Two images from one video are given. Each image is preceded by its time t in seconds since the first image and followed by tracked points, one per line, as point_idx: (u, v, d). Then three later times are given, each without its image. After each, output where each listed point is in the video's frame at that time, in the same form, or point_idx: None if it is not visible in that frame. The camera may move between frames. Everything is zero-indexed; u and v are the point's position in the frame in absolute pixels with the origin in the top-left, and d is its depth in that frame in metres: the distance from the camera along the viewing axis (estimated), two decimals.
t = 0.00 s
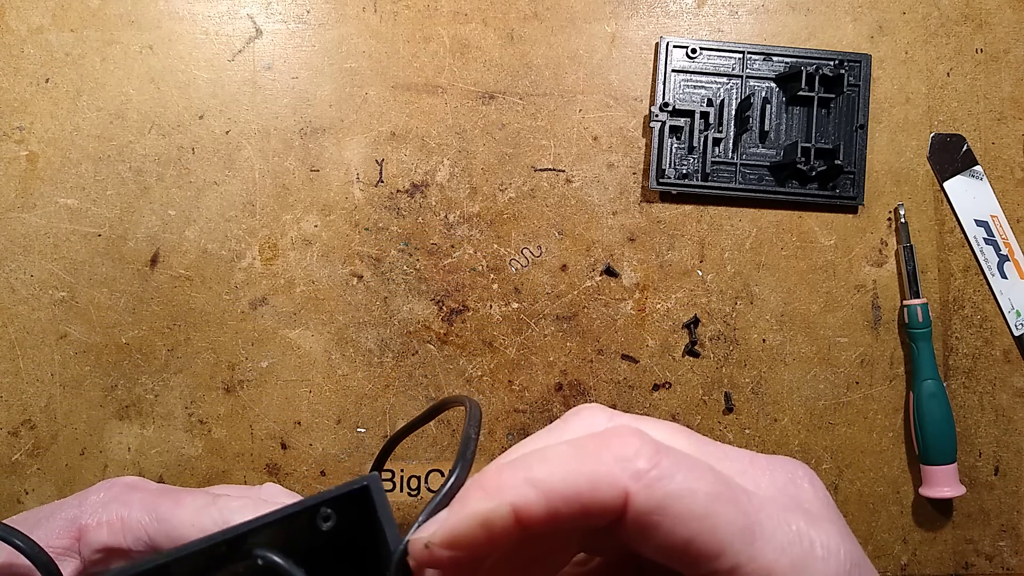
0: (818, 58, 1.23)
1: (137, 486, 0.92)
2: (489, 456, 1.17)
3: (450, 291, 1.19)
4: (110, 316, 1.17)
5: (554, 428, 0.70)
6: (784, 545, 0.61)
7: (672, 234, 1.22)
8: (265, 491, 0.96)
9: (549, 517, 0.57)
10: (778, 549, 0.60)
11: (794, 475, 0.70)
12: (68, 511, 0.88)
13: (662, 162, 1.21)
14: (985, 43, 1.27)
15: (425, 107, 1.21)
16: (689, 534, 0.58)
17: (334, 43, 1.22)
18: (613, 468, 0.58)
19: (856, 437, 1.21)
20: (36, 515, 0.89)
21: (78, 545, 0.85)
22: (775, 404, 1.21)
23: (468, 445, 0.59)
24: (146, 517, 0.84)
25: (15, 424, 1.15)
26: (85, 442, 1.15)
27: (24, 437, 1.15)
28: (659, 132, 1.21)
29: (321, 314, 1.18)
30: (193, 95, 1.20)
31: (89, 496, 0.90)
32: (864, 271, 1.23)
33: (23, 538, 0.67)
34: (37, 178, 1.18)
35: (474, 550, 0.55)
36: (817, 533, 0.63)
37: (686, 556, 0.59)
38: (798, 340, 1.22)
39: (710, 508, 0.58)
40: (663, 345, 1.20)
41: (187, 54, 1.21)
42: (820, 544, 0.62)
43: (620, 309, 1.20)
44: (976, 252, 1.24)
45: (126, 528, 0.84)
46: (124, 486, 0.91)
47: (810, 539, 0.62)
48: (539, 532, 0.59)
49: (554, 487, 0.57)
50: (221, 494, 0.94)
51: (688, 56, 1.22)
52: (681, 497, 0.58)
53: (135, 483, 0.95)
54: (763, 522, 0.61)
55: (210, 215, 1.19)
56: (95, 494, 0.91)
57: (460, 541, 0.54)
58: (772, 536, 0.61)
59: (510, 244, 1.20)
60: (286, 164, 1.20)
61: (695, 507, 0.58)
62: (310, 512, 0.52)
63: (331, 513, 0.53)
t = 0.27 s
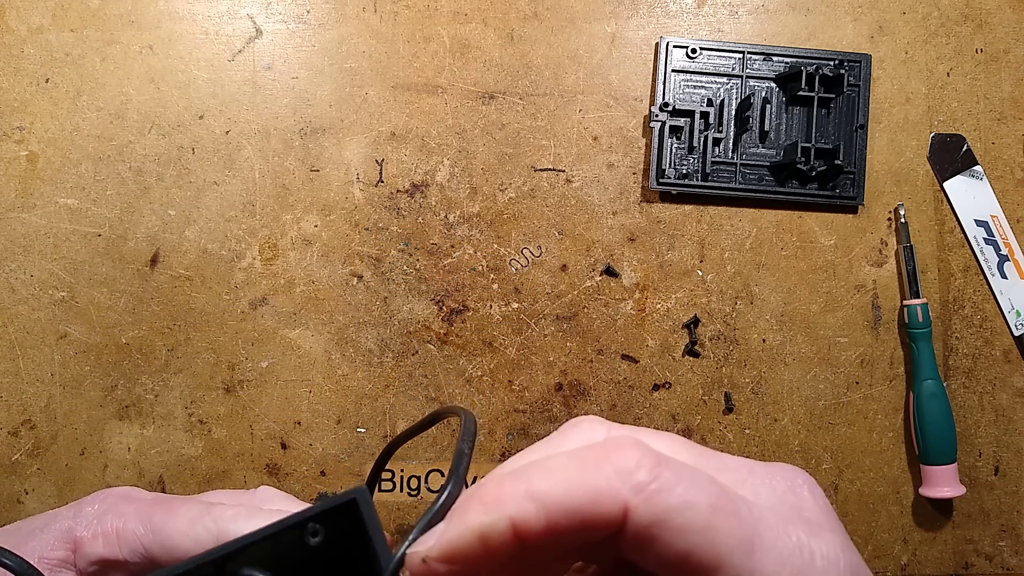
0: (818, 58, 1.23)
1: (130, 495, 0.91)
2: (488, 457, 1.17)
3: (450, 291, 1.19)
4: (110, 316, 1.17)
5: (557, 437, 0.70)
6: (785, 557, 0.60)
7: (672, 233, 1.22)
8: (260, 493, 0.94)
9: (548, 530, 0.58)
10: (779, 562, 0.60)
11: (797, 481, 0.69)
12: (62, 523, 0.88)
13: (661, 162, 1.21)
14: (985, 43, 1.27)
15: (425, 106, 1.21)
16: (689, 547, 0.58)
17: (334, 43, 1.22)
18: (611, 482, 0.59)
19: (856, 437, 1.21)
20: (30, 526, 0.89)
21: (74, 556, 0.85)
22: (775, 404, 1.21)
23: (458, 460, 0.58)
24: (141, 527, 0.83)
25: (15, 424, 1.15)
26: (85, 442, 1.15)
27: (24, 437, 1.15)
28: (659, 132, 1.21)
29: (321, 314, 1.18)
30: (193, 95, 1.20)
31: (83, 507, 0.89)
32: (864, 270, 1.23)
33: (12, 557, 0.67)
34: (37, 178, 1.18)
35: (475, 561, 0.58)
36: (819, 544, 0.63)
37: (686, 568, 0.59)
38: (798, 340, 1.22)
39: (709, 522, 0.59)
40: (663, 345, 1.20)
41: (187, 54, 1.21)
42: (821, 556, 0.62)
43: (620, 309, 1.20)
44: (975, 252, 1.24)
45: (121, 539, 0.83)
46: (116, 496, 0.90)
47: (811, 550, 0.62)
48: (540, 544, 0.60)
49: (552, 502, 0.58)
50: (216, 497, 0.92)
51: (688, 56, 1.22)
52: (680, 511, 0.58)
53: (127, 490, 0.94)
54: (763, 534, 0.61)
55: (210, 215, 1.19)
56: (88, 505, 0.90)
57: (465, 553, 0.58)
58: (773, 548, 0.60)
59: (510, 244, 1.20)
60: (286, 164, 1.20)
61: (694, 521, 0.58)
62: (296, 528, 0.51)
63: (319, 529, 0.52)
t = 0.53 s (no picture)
0: (818, 58, 1.23)
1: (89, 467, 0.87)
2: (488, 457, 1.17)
3: (450, 291, 1.19)
4: (110, 316, 1.17)
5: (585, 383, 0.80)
6: (781, 469, 0.66)
7: (672, 234, 1.22)
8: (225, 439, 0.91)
9: (576, 435, 0.66)
10: (777, 472, 0.66)
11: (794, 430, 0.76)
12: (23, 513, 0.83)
13: (661, 162, 1.21)
14: (985, 43, 1.27)
15: (425, 107, 1.22)
16: (699, 451, 0.64)
17: (334, 43, 1.22)
18: (630, 392, 0.66)
19: (856, 437, 1.21)
20: None
21: (55, 536, 0.81)
22: (775, 404, 1.21)
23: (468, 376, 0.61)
24: (118, 483, 0.80)
25: (15, 424, 1.15)
26: (85, 442, 1.15)
27: (24, 437, 1.15)
28: (659, 132, 1.21)
29: (321, 314, 1.18)
30: (193, 95, 1.20)
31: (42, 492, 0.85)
32: (864, 271, 1.23)
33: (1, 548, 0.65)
34: (37, 179, 1.18)
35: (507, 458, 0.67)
36: (809, 463, 0.69)
37: (693, 474, 0.64)
38: (798, 340, 1.22)
39: (715, 430, 0.65)
40: (663, 345, 1.20)
41: (187, 54, 1.21)
42: (813, 474, 0.68)
43: (620, 309, 1.20)
44: (976, 252, 1.24)
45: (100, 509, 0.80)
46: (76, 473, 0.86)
47: (805, 470, 0.68)
48: (565, 449, 0.67)
49: (581, 406, 0.66)
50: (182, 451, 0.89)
51: (688, 56, 1.22)
52: (691, 418, 0.65)
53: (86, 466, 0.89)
54: (762, 449, 0.67)
55: (210, 215, 1.19)
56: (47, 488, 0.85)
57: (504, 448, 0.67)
58: (771, 460, 0.66)
59: (510, 244, 1.20)
60: (286, 164, 1.20)
61: (702, 427, 0.64)
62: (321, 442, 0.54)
63: (342, 439, 0.56)
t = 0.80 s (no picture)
0: (818, 58, 1.23)
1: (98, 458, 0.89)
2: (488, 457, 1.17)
3: (450, 292, 1.19)
4: (110, 316, 1.17)
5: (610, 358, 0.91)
6: (766, 403, 0.72)
7: (672, 234, 1.22)
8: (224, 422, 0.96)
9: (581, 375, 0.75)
10: (761, 404, 0.71)
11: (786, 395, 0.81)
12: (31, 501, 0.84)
13: (661, 162, 1.21)
14: (985, 43, 1.27)
15: (425, 107, 1.21)
16: (688, 384, 0.72)
17: (334, 44, 1.22)
18: (628, 338, 0.76)
19: (856, 438, 1.21)
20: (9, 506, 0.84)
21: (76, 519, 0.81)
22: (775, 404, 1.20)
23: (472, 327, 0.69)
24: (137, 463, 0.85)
25: (15, 423, 1.15)
26: (85, 442, 1.15)
27: (24, 437, 1.15)
28: (659, 132, 1.21)
29: (321, 314, 1.18)
30: (193, 95, 1.20)
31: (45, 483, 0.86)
32: (864, 271, 1.23)
33: (22, 520, 0.67)
34: (37, 178, 1.18)
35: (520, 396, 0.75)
36: (793, 404, 0.73)
37: (684, 405, 0.72)
38: (797, 340, 1.22)
39: (702, 368, 0.73)
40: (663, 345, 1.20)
41: (187, 54, 1.21)
42: (798, 412, 0.72)
43: (620, 309, 1.20)
44: (975, 252, 1.24)
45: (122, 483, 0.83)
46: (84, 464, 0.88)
47: (788, 407, 0.72)
48: (573, 389, 0.77)
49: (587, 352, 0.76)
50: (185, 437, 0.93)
51: (688, 56, 1.22)
52: (680, 359, 0.73)
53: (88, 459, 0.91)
54: (748, 386, 0.73)
55: (210, 215, 1.19)
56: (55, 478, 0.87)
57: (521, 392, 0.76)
58: (756, 395, 0.72)
59: (510, 244, 1.20)
60: (286, 164, 1.20)
61: (689, 365, 0.73)
62: (348, 375, 0.65)
63: (366, 376, 0.66)
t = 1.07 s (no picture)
0: (818, 58, 1.23)
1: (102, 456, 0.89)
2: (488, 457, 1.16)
3: (450, 292, 1.19)
4: (110, 316, 1.17)
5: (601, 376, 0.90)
6: (759, 416, 0.71)
7: (672, 234, 1.22)
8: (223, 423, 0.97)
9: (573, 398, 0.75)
10: (753, 418, 0.70)
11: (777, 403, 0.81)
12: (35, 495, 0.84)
13: (661, 163, 1.21)
14: (985, 43, 1.27)
15: (425, 106, 1.21)
16: (681, 403, 0.71)
17: (334, 44, 1.22)
18: (617, 359, 0.75)
19: (857, 438, 1.21)
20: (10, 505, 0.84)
21: (73, 519, 0.81)
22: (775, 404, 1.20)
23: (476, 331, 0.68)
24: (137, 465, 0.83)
25: (15, 423, 1.15)
26: (85, 442, 1.15)
27: (24, 437, 1.15)
28: (659, 132, 1.21)
29: (321, 314, 1.18)
30: (193, 95, 1.20)
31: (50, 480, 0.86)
32: (864, 271, 1.23)
33: (21, 515, 0.67)
34: (37, 179, 1.18)
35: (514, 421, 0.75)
36: (787, 413, 0.73)
37: (678, 424, 0.71)
38: (797, 340, 1.22)
39: (694, 386, 0.72)
40: (663, 345, 1.20)
41: (187, 54, 1.21)
42: (791, 422, 0.72)
43: (620, 309, 1.20)
44: (975, 252, 1.24)
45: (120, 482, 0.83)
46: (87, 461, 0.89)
47: (781, 418, 0.72)
48: (566, 412, 0.76)
49: (577, 375, 0.75)
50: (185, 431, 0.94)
51: (688, 56, 1.22)
52: (671, 377, 0.73)
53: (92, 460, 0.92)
54: (739, 399, 0.73)
55: (210, 215, 1.19)
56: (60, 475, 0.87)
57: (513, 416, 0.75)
58: (748, 409, 0.71)
59: (510, 244, 1.20)
60: (286, 164, 1.20)
61: (681, 383, 0.72)
62: (357, 381, 0.66)
63: (374, 384, 0.67)
